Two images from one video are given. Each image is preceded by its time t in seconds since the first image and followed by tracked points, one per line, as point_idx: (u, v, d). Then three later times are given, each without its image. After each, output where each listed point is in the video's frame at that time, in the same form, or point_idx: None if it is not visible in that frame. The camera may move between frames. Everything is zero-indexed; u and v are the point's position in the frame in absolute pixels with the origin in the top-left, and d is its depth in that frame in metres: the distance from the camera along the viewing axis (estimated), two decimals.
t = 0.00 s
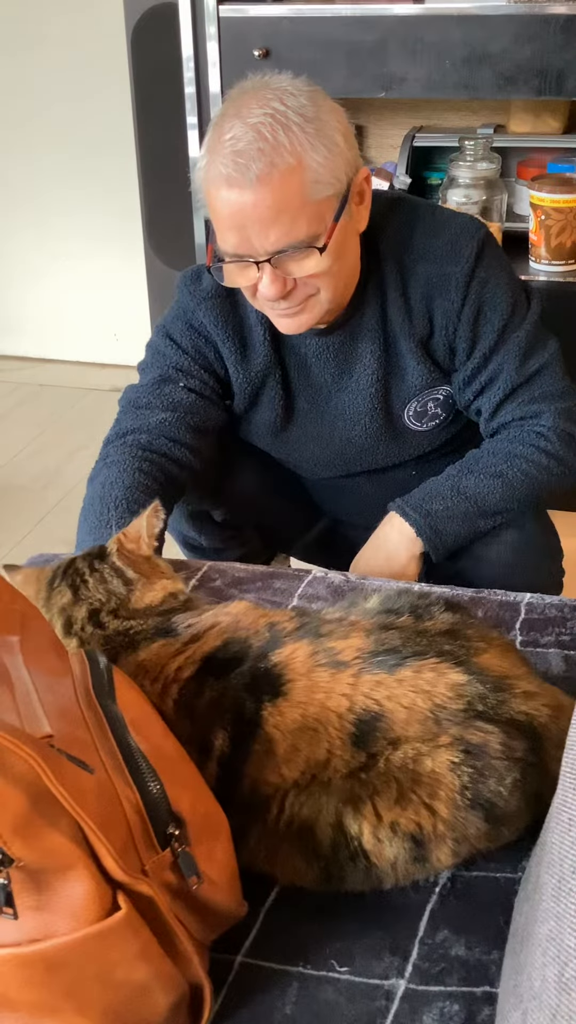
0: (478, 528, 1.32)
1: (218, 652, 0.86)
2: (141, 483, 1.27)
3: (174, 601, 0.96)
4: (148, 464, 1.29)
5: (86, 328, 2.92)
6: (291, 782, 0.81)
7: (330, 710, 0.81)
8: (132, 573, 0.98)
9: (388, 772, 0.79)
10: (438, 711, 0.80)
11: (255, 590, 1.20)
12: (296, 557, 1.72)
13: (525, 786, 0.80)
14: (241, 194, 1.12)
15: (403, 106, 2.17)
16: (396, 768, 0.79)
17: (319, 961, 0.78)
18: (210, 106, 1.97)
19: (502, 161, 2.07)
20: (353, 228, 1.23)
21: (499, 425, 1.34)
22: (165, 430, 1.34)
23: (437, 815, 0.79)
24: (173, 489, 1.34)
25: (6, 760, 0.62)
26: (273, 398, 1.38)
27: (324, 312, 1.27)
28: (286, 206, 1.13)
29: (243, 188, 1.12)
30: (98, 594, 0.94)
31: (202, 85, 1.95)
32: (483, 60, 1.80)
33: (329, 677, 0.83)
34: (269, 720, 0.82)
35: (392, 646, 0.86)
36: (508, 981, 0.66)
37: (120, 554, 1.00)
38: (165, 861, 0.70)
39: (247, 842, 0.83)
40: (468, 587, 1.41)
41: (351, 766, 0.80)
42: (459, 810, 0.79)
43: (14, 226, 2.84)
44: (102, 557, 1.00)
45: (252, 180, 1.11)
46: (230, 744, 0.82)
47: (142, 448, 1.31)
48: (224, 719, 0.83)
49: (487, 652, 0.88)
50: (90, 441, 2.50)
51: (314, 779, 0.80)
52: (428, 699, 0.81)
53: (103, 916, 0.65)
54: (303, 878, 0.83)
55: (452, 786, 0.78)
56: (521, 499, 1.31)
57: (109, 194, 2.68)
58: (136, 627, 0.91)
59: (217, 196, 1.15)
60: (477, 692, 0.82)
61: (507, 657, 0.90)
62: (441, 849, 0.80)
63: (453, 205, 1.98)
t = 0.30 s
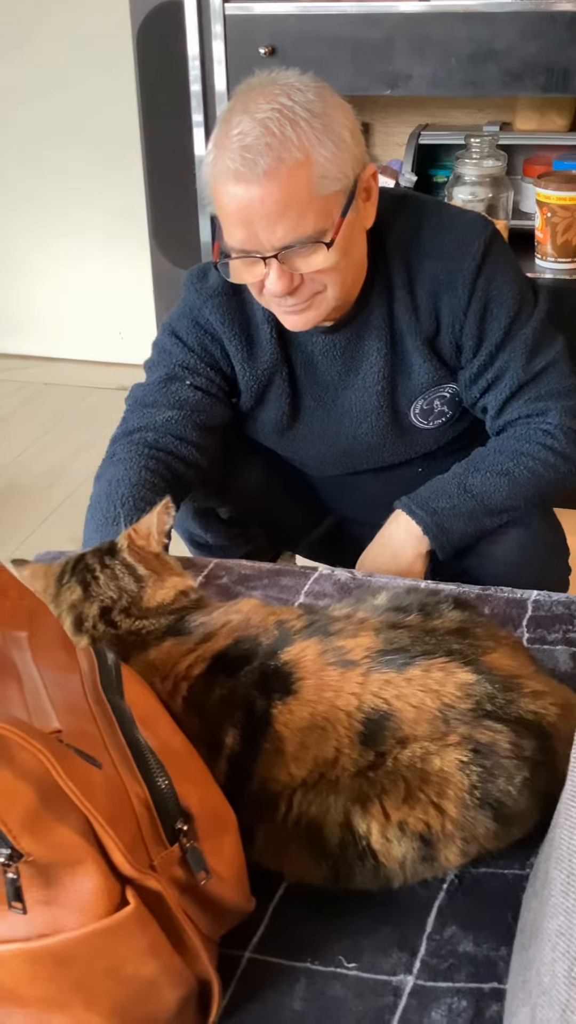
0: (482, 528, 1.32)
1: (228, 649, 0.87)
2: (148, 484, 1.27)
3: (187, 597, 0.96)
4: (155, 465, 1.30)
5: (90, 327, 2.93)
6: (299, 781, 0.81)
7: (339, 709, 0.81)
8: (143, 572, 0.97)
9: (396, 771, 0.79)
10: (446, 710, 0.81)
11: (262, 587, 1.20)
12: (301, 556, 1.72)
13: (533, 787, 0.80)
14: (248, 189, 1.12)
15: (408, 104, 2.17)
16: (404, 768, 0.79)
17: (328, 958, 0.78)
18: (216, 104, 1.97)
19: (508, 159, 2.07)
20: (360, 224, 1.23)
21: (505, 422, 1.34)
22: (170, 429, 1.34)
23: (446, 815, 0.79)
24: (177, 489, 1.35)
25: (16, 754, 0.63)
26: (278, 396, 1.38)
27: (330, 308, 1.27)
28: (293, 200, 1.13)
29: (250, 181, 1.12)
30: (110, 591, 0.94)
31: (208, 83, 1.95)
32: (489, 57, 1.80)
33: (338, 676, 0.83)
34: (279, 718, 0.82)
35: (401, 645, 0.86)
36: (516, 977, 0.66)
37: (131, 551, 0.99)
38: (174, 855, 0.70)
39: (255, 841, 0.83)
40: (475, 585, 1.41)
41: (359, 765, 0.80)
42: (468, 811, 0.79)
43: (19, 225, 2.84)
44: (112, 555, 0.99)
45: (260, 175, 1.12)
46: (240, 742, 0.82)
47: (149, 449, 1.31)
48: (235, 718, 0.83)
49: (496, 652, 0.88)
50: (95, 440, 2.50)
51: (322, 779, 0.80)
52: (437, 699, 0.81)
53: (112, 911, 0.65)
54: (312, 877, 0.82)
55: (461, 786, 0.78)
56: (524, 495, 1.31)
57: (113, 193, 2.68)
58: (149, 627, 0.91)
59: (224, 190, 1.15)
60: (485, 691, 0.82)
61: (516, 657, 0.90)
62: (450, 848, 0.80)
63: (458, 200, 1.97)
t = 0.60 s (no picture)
0: (496, 538, 1.32)
1: (238, 649, 0.85)
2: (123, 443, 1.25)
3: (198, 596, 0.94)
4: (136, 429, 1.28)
5: (95, 328, 2.93)
6: (307, 780, 0.81)
7: (347, 708, 0.80)
8: (155, 587, 0.88)
9: (403, 770, 0.79)
10: (455, 710, 0.80)
11: (266, 588, 1.21)
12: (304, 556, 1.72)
13: (540, 786, 0.80)
14: (247, 190, 1.12)
15: (412, 105, 2.17)
16: (412, 767, 0.79)
17: (332, 959, 0.78)
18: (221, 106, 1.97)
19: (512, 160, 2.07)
20: (360, 227, 1.23)
21: (509, 425, 1.34)
22: (159, 402, 1.32)
23: (452, 814, 0.78)
24: (163, 458, 1.32)
25: (22, 758, 0.64)
26: (281, 397, 1.38)
27: (331, 311, 1.27)
28: (292, 202, 1.13)
29: (249, 183, 1.12)
30: (123, 610, 0.87)
31: (212, 85, 1.95)
32: (494, 59, 1.80)
33: (346, 675, 0.82)
34: (287, 718, 0.81)
35: (409, 645, 0.84)
36: (521, 979, 0.67)
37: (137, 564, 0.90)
38: (178, 859, 0.70)
39: (262, 840, 0.84)
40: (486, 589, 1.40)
41: (368, 764, 0.80)
42: (475, 810, 0.78)
43: (23, 226, 2.85)
44: (118, 571, 0.89)
45: (258, 176, 1.12)
46: (249, 743, 0.82)
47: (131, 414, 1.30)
48: (244, 719, 0.83)
49: (503, 652, 0.88)
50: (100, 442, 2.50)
51: (330, 778, 0.80)
52: (445, 699, 0.80)
53: (116, 914, 0.65)
54: (317, 874, 0.83)
55: (468, 786, 0.78)
56: (538, 506, 1.30)
57: (118, 195, 2.69)
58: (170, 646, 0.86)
59: (223, 193, 1.15)
60: (492, 692, 0.81)
61: (522, 658, 0.89)
62: (455, 847, 0.80)
63: (463, 205, 1.97)
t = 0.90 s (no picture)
0: (492, 543, 1.32)
1: (244, 650, 0.85)
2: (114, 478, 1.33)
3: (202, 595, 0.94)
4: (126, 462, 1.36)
5: (97, 328, 2.94)
6: (320, 777, 0.80)
7: (359, 703, 0.80)
8: (162, 580, 0.89)
9: (415, 764, 0.79)
10: (465, 703, 0.80)
11: (268, 587, 1.21)
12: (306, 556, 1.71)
13: (547, 782, 0.80)
14: (247, 190, 1.12)
15: (414, 105, 2.17)
16: (423, 761, 0.79)
17: (334, 959, 0.78)
18: (222, 106, 1.97)
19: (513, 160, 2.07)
20: (360, 230, 1.23)
21: (511, 430, 1.34)
22: (144, 431, 1.39)
23: (462, 807, 0.79)
24: (155, 488, 1.41)
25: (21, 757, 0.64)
26: (272, 399, 1.38)
27: (330, 313, 1.27)
28: (292, 202, 1.13)
29: (249, 184, 1.12)
30: (129, 603, 0.87)
31: (214, 85, 1.96)
32: (495, 59, 1.80)
33: (357, 671, 0.82)
34: (297, 715, 0.81)
35: (418, 640, 0.85)
36: (523, 978, 0.66)
37: (146, 558, 0.91)
38: (179, 859, 0.70)
39: (274, 833, 0.83)
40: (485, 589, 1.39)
41: (378, 759, 0.79)
42: (484, 803, 0.79)
43: (25, 226, 2.85)
44: (125, 563, 0.90)
45: (259, 177, 1.12)
46: (258, 742, 0.82)
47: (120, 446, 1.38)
48: (253, 718, 0.82)
49: (511, 648, 0.88)
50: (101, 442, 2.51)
51: (343, 774, 0.80)
52: (455, 692, 0.81)
53: (117, 915, 0.65)
54: (324, 867, 0.83)
55: (478, 779, 0.78)
56: (535, 509, 1.31)
57: (121, 195, 2.69)
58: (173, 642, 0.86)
59: (224, 194, 1.15)
60: (502, 685, 0.82)
61: (530, 654, 0.89)
62: (464, 840, 0.80)
63: (464, 200, 1.96)
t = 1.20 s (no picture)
0: (487, 529, 1.32)
1: (245, 650, 0.85)
2: (118, 476, 1.31)
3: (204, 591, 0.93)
4: (130, 460, 1.34)
5: (98, 328, 2.94)
6: (321, 779, 0.80)
7: (360, 705, 0.80)
8: (165, 574, 0.90)
9: (416, 767, 0.79)
10: (466, 706, 0.80)
11: (269, 587, 1.20)
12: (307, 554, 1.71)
13: (549, 784, 0.80)
14: (253, 184, 1.12)
15: (415, 104, 2.17)
16: (424, 764, 0.79)
17: (336, 959, 0.78)
18: (223, 106, 1.97)
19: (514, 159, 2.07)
20: (364, 223, 1.23)
21: (510, 422, 1.34)
22: (147, 429, 1.37)
23: (463, 810, 0.79)
24: (157, 486, 1.39)
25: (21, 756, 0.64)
26: (275, 393, 1.38)
27: (335, 306, 1.27)
28: (298, 196, 1.13)
29: (255, 178, 1.12)
30: (132, 597, 0.87)
31: (215, 84, 1.95)
32: (496, 57, 1.80)
33: (359, 672, 0.82)
34: (299, 717, 0.81)
35: (420, 642, 0.85)
36: (524, 977, 0.66)
37: (150, 552, 0.92)
38: (180, 858, 0.70)
39: (274, 835, 0.83)
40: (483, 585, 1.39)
41: (379, 760, 0.79)
42: (485, 806, 0.79)
43: (26, 225, 2.85)
44: (130, 557, 0.91)
45: (265, 171, 1.12)
46: (259, 743, 0.82)
47: (124, 444, 1.35)
48: (254, 719, 0.82)
49: (513, 650, 0.88)
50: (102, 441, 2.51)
51: (344, 776, 0.80)
52: (457, 694, 0.80)
53: (118, 915, 0.65)
54: (325, 869, 0.83)
55: (479, 781, 0.78)
56: (531, 498, 1.32)
57: (122, 195, 2.69)
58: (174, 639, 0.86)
59: (229, 188, 1.15)
60: (504, 687, 0.82)
61: (532, 655, 0.89)
62: (465, 842, 0.80)
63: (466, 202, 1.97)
